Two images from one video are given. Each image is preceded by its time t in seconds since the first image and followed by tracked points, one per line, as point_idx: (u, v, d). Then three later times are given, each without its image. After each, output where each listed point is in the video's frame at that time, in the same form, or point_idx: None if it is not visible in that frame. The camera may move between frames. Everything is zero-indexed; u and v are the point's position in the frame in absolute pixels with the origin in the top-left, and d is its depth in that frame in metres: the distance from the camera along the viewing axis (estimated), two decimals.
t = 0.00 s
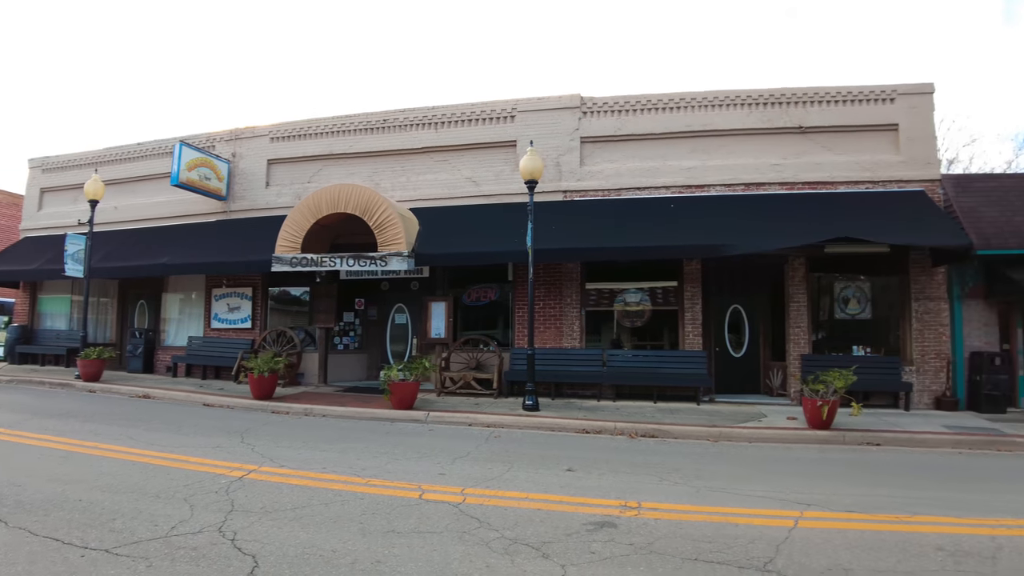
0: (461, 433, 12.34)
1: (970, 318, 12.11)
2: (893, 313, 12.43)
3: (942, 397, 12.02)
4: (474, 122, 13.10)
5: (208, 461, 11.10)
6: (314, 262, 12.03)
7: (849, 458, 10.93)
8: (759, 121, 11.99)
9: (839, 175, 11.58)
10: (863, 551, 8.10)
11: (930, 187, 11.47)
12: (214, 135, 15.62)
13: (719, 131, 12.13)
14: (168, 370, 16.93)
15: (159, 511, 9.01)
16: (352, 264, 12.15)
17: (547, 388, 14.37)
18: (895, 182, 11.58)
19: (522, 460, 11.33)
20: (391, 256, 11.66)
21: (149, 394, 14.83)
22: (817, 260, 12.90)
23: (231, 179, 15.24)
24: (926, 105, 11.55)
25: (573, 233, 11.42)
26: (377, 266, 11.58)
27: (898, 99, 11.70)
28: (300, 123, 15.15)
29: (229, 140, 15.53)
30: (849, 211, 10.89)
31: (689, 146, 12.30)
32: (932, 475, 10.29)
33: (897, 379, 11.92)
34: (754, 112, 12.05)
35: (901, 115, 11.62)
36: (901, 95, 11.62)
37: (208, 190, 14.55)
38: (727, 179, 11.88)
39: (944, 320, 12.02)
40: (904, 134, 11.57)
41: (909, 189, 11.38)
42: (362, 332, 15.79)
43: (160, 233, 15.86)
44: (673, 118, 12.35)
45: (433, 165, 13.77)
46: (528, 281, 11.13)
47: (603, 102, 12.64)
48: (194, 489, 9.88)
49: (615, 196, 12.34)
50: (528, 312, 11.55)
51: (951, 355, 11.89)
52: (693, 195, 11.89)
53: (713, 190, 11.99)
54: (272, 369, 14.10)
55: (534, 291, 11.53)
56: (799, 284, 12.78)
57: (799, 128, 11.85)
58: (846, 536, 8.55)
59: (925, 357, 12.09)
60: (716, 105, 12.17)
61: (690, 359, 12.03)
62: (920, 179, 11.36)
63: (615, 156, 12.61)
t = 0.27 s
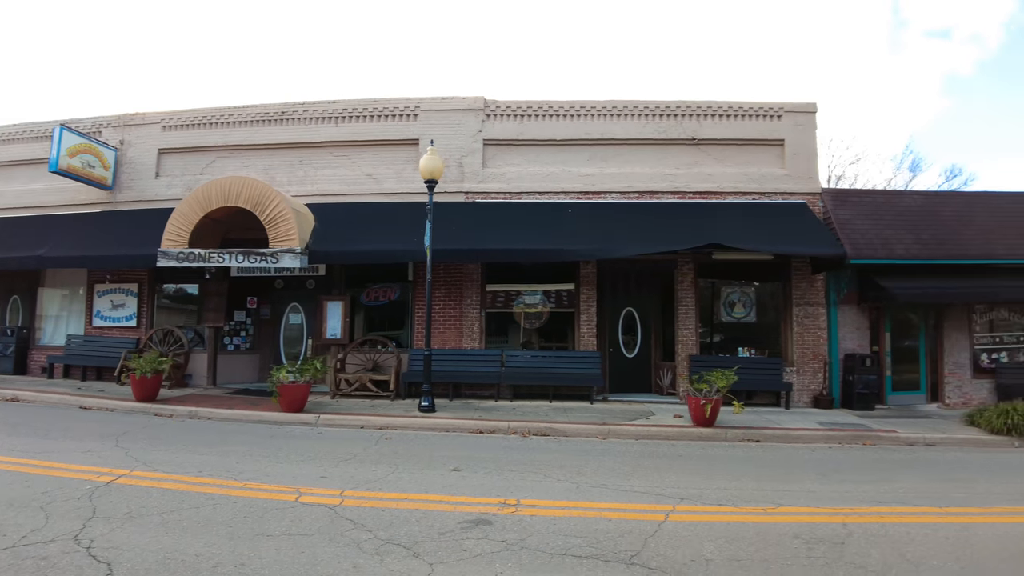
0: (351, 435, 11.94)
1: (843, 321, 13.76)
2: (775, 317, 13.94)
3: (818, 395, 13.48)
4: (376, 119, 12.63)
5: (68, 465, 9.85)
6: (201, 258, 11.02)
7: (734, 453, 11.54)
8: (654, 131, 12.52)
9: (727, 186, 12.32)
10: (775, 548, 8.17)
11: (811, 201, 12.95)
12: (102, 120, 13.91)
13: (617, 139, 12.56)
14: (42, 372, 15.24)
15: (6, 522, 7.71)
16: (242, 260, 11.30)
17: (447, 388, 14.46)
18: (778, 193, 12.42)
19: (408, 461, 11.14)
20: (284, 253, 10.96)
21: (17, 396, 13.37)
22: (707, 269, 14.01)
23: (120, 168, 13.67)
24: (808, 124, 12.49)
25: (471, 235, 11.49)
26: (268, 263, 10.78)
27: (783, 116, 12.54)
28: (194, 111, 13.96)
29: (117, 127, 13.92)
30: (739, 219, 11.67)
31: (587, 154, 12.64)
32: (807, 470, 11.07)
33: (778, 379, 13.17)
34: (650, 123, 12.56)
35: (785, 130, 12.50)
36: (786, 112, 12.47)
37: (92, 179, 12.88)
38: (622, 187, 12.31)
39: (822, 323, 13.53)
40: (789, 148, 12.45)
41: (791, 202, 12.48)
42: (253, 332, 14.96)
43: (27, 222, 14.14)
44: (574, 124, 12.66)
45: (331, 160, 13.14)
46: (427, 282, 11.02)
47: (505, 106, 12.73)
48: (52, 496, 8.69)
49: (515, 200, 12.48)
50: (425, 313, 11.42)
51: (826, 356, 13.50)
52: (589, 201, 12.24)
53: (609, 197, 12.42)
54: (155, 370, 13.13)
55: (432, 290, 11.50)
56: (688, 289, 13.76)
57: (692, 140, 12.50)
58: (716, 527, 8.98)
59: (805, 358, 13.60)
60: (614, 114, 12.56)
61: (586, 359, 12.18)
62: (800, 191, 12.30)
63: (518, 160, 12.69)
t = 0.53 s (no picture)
0: (245, 440, 10.19)
1: (741, 324, 14.16)
2: (676, 321, 14.44)
3: (717, 396, 13.98)
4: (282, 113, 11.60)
5: None
6: (88, 254, 9.53)
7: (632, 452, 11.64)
8: (563, 137, 12.46)
9: (632, 194, 12.52)
10: (758, 551, 7.88)
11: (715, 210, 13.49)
12: None
13: (526, 144, 12.39)
14: None
15: None
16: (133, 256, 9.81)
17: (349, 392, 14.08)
18: (682, 202, 12.71)
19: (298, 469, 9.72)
20: (177, 249, 9.62)
21: None
22: (611, 271, 14.41)
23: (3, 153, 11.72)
24: (712, 136, 12.80)
25: (375, 233, 10.83)
26: (160, 259, 9.47)
27: (689, 127, 12.84)
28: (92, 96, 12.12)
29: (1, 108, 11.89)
30: (647, 227, 11.80)
31: (496, 157, 12.36)
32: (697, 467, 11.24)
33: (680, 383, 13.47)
34: (559, 129, 12.48)
35: (691, 140, 12.79)
36: (692, 122, 12.81)
37: None
38: (532, 191, 12.15)
39: (721, 326, 13.98)
40: (694, 158, 12.76)
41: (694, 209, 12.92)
42: (151, 332, 12.36)
43: None
44: (485, 126, 12.33)
45: (235, 153, 11.71)
46: (327, 282, 10.55)
47: (417, 104, 12.13)
48: None
49: (424, 200, 11.87)
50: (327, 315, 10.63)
51: (725, 359, 14.01)
52: (499, 204, 11.94)
53: (518, 201, 12.20)
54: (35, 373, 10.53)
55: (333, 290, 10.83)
56: (593, 292, 14.08)
57: (600, 147, 12.57)
58: (597, 527, 8.84)
59: (704, 359, 14.06)
60: (525, 119, 12.41)
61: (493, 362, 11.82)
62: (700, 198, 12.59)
63: (427, 161, 12.16)
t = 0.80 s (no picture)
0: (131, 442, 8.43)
1: (650, 325, 14.21)
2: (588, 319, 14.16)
3: (627, 394, 13.79)
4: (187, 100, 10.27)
5: None
6: None
7: (537, 452, 11.04)
8: (478, 136, 11.60)
9: (548, 196, 11.79)
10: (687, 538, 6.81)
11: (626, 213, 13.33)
12: None
13: (441, 141, 11.42)
14: None
15: None
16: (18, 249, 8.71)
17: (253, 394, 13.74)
18: (596, 205, 12.10)
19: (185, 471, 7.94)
20: (66, 240, 8.49)
21: None
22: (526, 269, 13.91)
23: None
24: (626, 140, 12.24)
25: (284, 227, 9.75)
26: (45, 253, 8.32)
27: (604, 132, 12.24)
28: None
29: None
30: (568, 231, 11.26)
31: (410, 153, 11.33)
32: (598, 464, 10.69)
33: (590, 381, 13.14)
34: (474, 127, 11.62)
35: (605, 146, 12.19)
36: (608, 127, 12.20)
37: None
38: (448, 189, 11.25)
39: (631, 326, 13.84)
40: (608, 164, 12.22)
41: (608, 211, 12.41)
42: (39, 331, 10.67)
43: None
44: (400, 121, 11.27)
45: (135, 141, 10.20)
46: (226, 282, 9.52)
47: (333, 95, 10.94)
48: None
49: (334, 194, 10.68)
50: (228, 313, 9.59)
51: (634, 358, 13.90)
52: (413, 201, 10.98)
53: (433, 198, 11.23)
54: None
55: (232, 289, 9.88)
56: (506, 290, 13.52)
57: (516, 148, 11.79)
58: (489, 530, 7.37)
59: (614, 359, 13.90)
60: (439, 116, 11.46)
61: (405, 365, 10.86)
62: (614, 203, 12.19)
63: (337, 154, 11.00)
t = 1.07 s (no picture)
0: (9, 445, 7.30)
1: (571, 325, 14.03)
2: (511, 319, 13.89)
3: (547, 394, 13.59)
4: (91, 81, 9.24)
5: None
6: None
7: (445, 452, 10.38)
8: (401, 129, 11.03)
9: (471, 192, 11.37)
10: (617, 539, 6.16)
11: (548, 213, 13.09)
12: None
13: (363, 133, 10.73)
14: None
15: None
16: None
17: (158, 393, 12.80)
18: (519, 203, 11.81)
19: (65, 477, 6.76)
20: None
21: None
22: (450, 267, 13.42)
23: None
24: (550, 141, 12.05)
25: (196, 217, 8.92)
26: None
27: (528, 131, 12.03)
28: None
29: None
30: (491, 229, 10.93)
31: (329, 144, 10.57)
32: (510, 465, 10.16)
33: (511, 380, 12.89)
34: (396, 121, 11.01)
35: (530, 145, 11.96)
36: (531, 126, 12.00)
37: None
38: (368, 182, 10.58)
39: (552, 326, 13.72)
40: (532, 163, 11.95)
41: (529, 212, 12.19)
42: None
43: None
44: (320, 112, 10.51)
45: (31, 122, 9.09)
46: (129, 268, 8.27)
47: (251, 83, 10.13)
48: None
49: (248, 185, 9.83)
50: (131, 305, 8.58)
51: (555, 357, 13.77)
52: (332, 195, 10.20)
53: (351, 192, 10.48)
54: None
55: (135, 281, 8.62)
56: (427, 288, 13.03)
57: (439, 143, 11.29)
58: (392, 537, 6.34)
59: (536, 358, 13.70)
60: (361, 107, 10.82)
61: (324, 365, 10.03)
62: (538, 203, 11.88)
63: (251, 143, 10.13)
